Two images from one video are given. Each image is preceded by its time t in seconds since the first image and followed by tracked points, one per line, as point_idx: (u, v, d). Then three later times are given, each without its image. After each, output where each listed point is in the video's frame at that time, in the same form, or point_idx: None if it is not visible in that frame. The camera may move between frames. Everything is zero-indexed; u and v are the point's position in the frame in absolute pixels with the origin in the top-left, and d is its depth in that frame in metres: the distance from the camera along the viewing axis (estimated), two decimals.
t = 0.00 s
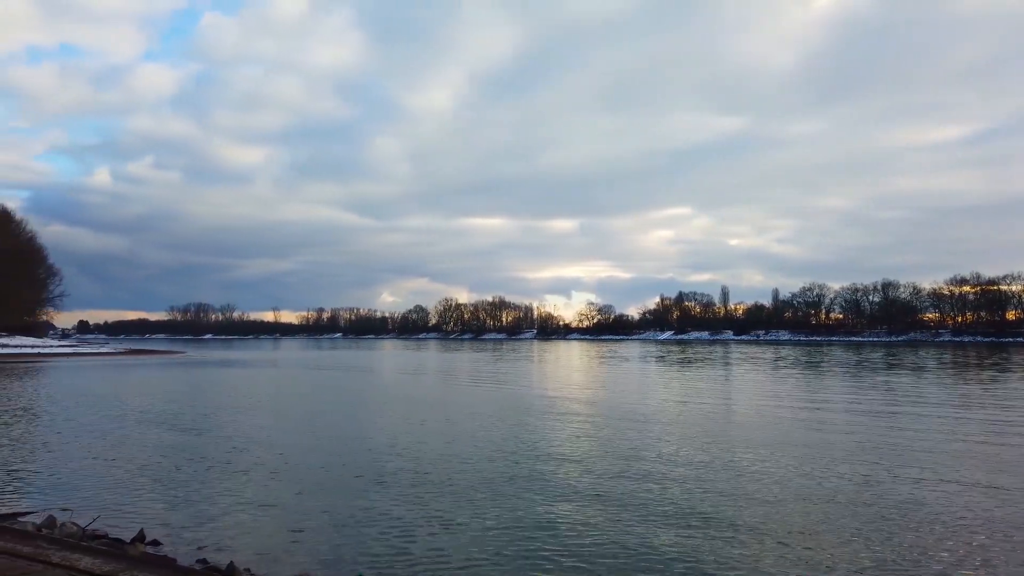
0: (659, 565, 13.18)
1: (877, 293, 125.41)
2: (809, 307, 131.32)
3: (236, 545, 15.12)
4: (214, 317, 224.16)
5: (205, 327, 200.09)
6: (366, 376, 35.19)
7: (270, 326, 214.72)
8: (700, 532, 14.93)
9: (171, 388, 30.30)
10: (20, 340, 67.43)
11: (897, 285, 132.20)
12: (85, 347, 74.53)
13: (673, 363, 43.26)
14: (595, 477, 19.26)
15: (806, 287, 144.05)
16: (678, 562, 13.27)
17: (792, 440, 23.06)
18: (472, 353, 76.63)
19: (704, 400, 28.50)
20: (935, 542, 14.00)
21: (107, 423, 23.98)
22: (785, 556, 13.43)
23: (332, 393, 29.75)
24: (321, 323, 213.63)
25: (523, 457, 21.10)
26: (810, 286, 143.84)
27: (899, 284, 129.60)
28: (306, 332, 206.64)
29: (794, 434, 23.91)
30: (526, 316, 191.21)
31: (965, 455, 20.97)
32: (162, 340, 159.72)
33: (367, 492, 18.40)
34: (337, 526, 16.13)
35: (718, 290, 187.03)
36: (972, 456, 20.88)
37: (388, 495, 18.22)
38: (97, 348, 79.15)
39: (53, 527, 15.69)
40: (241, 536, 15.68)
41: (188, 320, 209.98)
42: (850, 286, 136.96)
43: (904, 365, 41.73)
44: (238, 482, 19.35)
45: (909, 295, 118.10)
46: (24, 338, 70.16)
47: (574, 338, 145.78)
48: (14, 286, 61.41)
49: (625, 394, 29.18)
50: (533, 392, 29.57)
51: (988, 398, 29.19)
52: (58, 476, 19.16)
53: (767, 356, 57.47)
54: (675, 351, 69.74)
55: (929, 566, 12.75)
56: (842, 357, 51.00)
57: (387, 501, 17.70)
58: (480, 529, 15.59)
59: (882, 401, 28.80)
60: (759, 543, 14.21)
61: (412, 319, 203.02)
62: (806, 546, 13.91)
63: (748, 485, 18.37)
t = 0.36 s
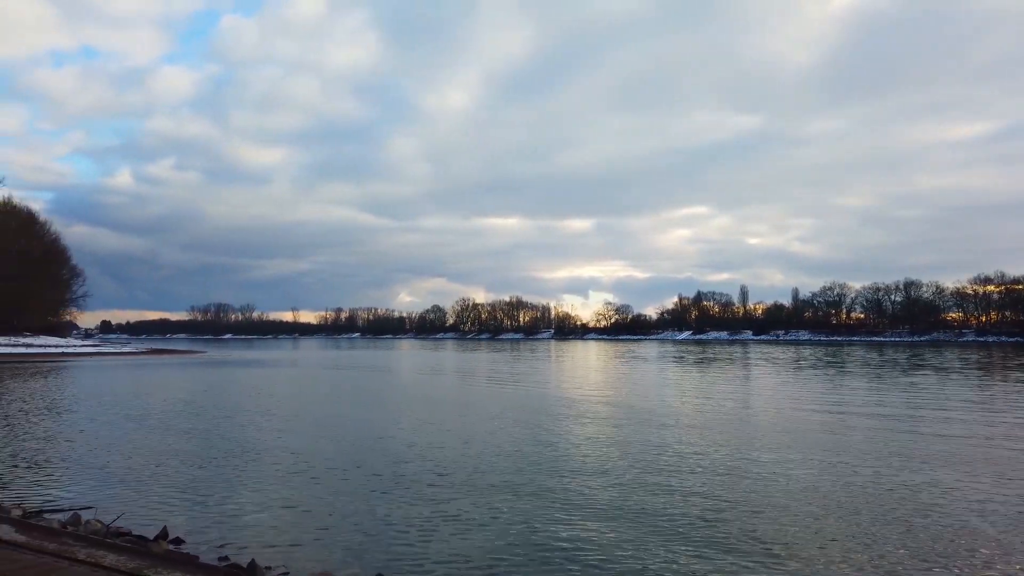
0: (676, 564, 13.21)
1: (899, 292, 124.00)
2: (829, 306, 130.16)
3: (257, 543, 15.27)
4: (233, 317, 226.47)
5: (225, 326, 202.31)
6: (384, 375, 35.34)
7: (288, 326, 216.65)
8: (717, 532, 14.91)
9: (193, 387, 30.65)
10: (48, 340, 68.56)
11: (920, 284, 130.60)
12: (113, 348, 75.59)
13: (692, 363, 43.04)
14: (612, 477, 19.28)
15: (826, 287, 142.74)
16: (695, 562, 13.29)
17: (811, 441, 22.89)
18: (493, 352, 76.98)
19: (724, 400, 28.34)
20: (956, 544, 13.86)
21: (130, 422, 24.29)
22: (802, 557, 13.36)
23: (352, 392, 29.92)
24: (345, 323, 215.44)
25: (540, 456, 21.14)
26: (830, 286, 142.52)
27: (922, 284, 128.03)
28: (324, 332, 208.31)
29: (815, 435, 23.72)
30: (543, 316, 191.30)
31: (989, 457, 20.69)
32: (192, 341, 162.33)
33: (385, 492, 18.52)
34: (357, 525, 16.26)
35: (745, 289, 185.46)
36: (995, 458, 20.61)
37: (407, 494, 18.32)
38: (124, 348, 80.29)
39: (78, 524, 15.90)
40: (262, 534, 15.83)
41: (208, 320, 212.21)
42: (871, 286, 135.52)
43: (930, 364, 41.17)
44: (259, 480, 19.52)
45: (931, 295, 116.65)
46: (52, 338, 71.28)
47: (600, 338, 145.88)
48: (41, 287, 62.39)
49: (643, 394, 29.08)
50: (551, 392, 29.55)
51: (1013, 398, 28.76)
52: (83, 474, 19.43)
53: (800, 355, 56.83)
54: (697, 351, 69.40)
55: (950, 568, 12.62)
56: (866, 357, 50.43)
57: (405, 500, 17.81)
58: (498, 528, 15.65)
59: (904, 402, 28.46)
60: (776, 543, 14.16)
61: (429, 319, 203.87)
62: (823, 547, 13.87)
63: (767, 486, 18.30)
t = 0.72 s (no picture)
0: (697, 565, 13.20)
1: (923, 292, 122.48)
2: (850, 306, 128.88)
3: (278, 541, 15.38)
4: (252, 318, 228.56)
5: (244, 327, 204.26)
6: (402, 375, 35.46)
7: (307, 326, 218.33)
8: (736, 533, 14.88)
9: (214, 386, 30.96)
10: (76, 340, 69.68)
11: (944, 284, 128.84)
12: (140, 348, 76.59)
13: (711, 363, 42.82)
14: (630, 478, 19.20)
15: (847, 286, 141.21)
16: (717, 563, 13.24)
17: (832, 442, 22.69)
18: (512, 352, 76.89)
19: (745, 400, 28.14)
20: (982, 546, 13.71)
21: (153, 420, 24.58)
22: (823, 558, 13.28)
23: (371, 392, 30.04)
24: (363, 323, 216.85)
25: (558, 457, 21.13)
26: (852, 286, 140.94)
27: (946, 283, 126.31)
28: (343, 332, 209.71)
29: (837, 436, 23.47)
30: (561, 316, 191.23)
31: (1014, 458, 20.42)
32: (212, 340, 163.87)
33: (405, 491, 18.57)
34: (377, 524, 16.35)
35: (764, 289, 184.16)
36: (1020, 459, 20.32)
37: (426, 493, 18.38)
38: (150, 348, 81.37)
39: (103, 522, 16.07)
40: (283, 532, 15.95)
41: (229, 321, 214.54)
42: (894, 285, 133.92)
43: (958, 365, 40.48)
44: (281, 479, 19.64)
45: (956, 295, 115.12)
46: (81, 339, 72.47)
47: (617, 338, 145.51)
48: (68, 288, 63.42)
49: (662, 395, 28.96)
50: (568, 392, 29.51)
51: None
52: (107, 472, 19.66)
53: (823, 355, 56.32)
54: (721, 351, 68.96)
55: (976, 570, 12.48)
56: (892, 357, 49.77)
57: (424, 500, 17.84)
58: (517, 528, 15.69)
59: (927, 402, 28.13)
60: (795, 544, 14.11)
61: (446, 319, 204.41)
62: (846, 548, 13.76)
63: (787, 487, 18.17)
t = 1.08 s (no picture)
0: (717, 566, 13.12)
1: (948, 291, 120.67)
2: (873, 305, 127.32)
3: (299, 540, 15.49)
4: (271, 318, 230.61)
5: (264, 327, 206.12)
6: (420, 375, 35.59)
7: (326, 326, 219.91)
8: (754, 533, 14.88)
9: (236, 386, 31.33)
10: (102, 341, 70.63)
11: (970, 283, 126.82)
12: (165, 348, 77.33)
13: (732, 363, 42.54)
14: (649, 479, 19.11)
15: (870, 286, 139.48)
16: (738, 564, 13.15)
17: (854, 443, 22.45)
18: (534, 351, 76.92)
19: (766, 401, 28.00)
20: (1007, 549, 13.51)
21: (177, 419, 24.92)
22: (844, 559, 13.20)
23: (391, 391, 30.26)
24: (382, 323, 218.08)
25: (576, 458, 21.08)
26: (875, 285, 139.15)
27: (971, 282, 124.37)
28: (361, 332, 211.01)
29: (858, 436, 23.30)
30: (579, 316, 190.94)
31: None
32: (231, 341, 165.42)
33: (423, 491, 18.64)
34: (396, 523, 16.42)
35: (784, 289, 182.54)
36: None
37: (444, 493, 18.48)
38: (174, 348, 82.29)
39: (128, 519, 16.29)
40: (303, 531, 16.06)
41: (249, 321, 216.52)
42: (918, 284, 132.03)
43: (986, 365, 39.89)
44: (302, 478, 19.82)
45: (982, 294, 113.32)
46: (106, 339, 73.45)
47: (635, 338, 145.01)
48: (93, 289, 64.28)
49: (681, 395, 28.81)
50: (586, 393, 29.45)
51: None
52: (131, 470, 19.91)
53: (847, 355, 55.71)
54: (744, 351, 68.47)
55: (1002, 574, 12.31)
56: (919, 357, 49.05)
57: (443, 500, 17.89)
58: (535, 528, 15.70)
59: (952, 403, 27.73)
60: (815, 545, 14.05)
61: (464, 318, 204.93)
62: (868, 550, 13.63)
63: (808, 489, 18.01)
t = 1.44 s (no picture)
0: (737, 567, 13.02)
1: (969, 290, 119.24)
2: (893, 305, 126.19)
3: (317, 538, 15.57)
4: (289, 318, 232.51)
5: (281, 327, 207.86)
6: (436, 375, 35.69)
7: (342, 326, 221.31)
8: (772, 534, 14.78)
9: (254, 385, 31.57)
10: (124, 341, 71.42)
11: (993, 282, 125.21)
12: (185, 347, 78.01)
13: (750, 363, 42.30)
14: (666, 479, 19.02)
15: (890, 285, 138.16)
16: (757, 565, 13.06)
17: (872, 445, 22.25)
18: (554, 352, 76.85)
19: (784, 401, 27.85)
20: None
21: (196, 418, 25.13)
22: (864, 561, 13.07)
23: (407, 391, 30.39)
24: (398, 323, 219.28)
25: (593, 458, 21.03)
26: (895, 284, 137.86)
27: (993, 281, 122.78)
28: (379, 332, 212.37)
29: (877, 437, 23.14)
30: (596, 316, 190.85)
31: None
32: (248, 341, 166.73)
33: (440, 491, 18.65)
34: (412, 523, 16.45)
35: (803, 289, 181.32)
36: None
37: (461, 493, 18.50)
38: (195, 347, 83.02)
39: (149, 518, 16.42)
40: (321, 530, 16.14)
41: (266, 321, 218.16)
42: (939, 284, 130.60)
43: (1011, 365, 39.35)
44: (319, 478, 19.89)
45: (1005, 293, 111.87)
46: (128, 339, 74.26)
47: (651, 339, 144.61)
48: (113, 289, 64.95)
49: (698, 396, 28.69)
50: (602, 393, 29.37)
51: None
52: (152, 469, 20.10)
53: (870, 355, 55.25)
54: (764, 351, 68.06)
55: None
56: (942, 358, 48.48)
57: (459, 500, 17.88)
58: (553, 529, 15.65)
59: (974, 404, 27.41)
60: (834, 546, 13.93)
61: (480, 318, 205.30)
62: (888, 551, 13.53)
63: (828, 491, 17.81)
